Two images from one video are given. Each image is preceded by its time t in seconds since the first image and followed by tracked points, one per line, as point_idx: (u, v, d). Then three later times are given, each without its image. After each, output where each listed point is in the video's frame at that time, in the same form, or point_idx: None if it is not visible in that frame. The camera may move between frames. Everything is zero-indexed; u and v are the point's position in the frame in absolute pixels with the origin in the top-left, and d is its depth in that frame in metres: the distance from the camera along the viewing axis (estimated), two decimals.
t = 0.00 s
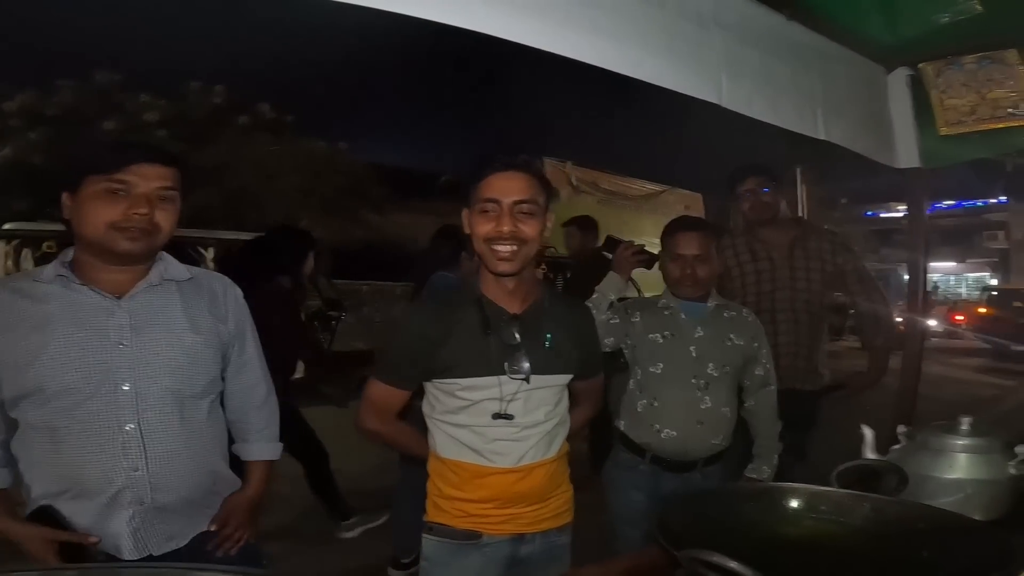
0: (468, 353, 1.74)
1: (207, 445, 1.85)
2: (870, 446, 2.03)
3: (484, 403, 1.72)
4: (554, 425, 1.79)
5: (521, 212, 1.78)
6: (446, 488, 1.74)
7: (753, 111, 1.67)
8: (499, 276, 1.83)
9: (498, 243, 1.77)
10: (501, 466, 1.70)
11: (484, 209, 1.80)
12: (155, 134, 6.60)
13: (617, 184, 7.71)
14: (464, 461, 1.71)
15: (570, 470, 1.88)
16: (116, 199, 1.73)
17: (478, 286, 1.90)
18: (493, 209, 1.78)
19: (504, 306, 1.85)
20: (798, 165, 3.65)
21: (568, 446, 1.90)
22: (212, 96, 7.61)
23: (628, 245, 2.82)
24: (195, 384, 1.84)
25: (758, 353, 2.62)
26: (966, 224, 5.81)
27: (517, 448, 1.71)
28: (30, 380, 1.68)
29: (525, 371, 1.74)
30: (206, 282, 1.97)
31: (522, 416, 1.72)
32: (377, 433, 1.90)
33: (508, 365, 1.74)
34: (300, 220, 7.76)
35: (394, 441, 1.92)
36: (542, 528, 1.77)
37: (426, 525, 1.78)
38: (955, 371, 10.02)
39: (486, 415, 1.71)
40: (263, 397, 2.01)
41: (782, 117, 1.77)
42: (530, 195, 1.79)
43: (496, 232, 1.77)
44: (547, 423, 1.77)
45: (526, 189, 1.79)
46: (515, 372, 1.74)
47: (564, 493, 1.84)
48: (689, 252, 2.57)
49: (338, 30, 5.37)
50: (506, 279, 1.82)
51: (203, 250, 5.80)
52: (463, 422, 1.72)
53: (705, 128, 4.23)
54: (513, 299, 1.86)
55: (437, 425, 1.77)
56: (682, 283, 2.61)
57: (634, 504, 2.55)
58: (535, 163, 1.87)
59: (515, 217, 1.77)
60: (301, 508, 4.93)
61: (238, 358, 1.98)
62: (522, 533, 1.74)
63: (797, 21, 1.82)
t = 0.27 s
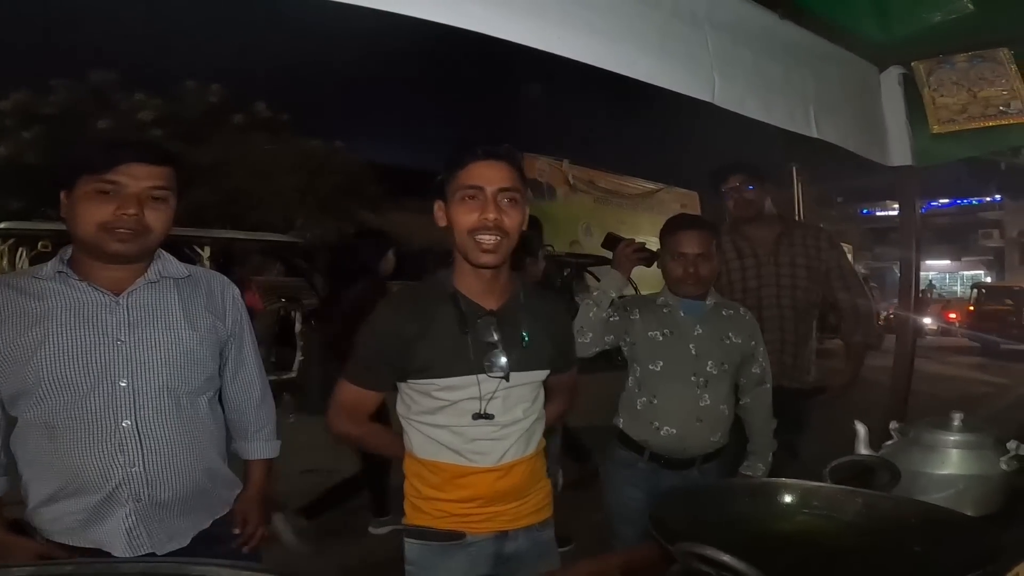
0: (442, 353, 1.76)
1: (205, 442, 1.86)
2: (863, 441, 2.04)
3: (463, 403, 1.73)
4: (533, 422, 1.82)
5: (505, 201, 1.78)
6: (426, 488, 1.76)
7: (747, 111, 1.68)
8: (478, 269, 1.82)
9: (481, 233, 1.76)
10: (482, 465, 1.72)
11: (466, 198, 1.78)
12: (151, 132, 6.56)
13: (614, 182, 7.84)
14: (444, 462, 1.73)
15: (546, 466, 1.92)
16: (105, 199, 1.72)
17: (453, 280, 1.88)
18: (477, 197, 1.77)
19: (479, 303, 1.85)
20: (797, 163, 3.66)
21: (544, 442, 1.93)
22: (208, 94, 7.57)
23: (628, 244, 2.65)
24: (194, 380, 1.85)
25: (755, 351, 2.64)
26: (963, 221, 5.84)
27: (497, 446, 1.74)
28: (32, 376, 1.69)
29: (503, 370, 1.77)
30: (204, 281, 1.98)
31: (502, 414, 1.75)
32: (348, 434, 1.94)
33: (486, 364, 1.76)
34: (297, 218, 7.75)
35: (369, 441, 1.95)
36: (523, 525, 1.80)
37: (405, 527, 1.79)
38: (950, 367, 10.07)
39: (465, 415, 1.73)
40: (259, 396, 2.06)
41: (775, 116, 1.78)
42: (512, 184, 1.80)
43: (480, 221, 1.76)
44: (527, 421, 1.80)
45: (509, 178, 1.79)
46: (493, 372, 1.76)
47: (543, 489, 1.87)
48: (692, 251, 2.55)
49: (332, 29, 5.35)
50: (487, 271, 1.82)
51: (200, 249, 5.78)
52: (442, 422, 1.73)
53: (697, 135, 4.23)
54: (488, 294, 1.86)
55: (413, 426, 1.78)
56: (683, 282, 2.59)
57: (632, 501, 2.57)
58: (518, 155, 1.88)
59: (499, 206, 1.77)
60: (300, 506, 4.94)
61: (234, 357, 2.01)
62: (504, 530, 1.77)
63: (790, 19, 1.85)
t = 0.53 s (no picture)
0: (411, 360, 1.74)
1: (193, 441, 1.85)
2: (846, 437, 2.07)
3: (435, 409, 1.73)
4: (501, 423, 1.86)
5: (474, 200, 1.81)
6: (398, 496, 1.75)
7: (733, 109, 1.70)
8: (442, 270, 1.83)
9: (450, 231, 1.79)
10: (455, 469, 1.74)
11: (434, 196, 1.80)
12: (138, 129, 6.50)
13: (605, 181, 7.90)
14: (415, 468, 1.73)
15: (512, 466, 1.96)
16: (99, 196, 1.71)
17: (415, 282, 1.88)
18: (447, 195, 1.80)
19: (444, 305, 1.85)
20: (784, 162, 3.69)
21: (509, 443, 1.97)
22: (195, 92, 7.51)
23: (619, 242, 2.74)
24: (181, 378, 1.84)
25: (743, 349, 2.66)
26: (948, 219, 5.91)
27: (469, 448, 1.76)
28: (19, 373, 1.68)
29: (474, 373, 1.79)
30: (190, 278, 1.96)
31: (473, 417, 1.78)
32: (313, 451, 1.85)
33: (456, 368, 1.77)
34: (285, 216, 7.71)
35: (331, 454, 1.87)
36: (496, 523, 1.84)
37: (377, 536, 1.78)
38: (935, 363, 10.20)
39: (437, 420, 1.74)
40: (248, 396, 2.05)
41: (760, 116, 1.80)
42: (481, 183, 1.84)
43: (450, 220, 1.79)
44: (496, 422, 1.83)
45: (478, 178, 1.83)
46: (463, 376, 1.77)
47: (511, 488, 1.91)
48: (686, 249, 2.57)
49: (322, 27, 5.33)
50: (452, 270, 1.83)
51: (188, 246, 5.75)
52: (413, 429, 1.73)
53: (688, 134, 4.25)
54: (451, 295, 1.87)
55: (383, 435, 1.76)
56: (678, 280, 2.60)
57: (623, 499, 2.58)
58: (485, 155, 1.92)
59: (468, 204, 1.80)
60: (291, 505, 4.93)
61: (223, 356, 2.00)
62: (477, 530, 1.80)
63: (779, 20, 1.87)
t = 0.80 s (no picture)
0: (392, 357, 1.79)
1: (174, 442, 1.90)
2: (810, 439, 2.11)
3: (418, 407, 1.78)
4: (485, 422, 1.89)
5: (457, 202, 1.86)
6: (386, 496, 1.78)
7: (703, 118, 1.75)
8: (425, 270, 1.87)
9: (433, 232, 1.83)
10: (439, 467, 1.78)
11: (419, 198, 1.84)
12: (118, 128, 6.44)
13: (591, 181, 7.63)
14: (401, 467, 1.77)
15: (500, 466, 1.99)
16: (99, 202, 1.75)
17: (396, 281, 1.91)
18: (431, 197, 1.84)
19: (425, 304, 1.89)
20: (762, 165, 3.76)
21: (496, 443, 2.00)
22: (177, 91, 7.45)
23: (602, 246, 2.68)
24: (161, 381, 1.89)
25: (721, 351, 2.72)
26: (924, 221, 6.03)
27: (453, 447, 1.80)
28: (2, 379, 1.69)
29: (455, 372, 1.84)
30: (165, 280, 2.00)
31: (455, 416, 1.81)
32: (297, 446, 1.96)
33: (438, 367, 1.82)
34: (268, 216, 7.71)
35: (316, 451, 1.97)
36: (482, 525, 1.86)
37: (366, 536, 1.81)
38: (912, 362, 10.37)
39: (420, 419, 1.78)
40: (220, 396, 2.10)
41: (729, 124, 1.87)
42: (464, 187, 1.88)
43: (433, 221, 1.83)
44: (480, 421, 1.87)
45: (462, 182, 1.88)
46: (445, 375, 1.82)
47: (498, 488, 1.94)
48: (668, 254, 2.63)
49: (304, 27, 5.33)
50: (434, 271, 1.87)
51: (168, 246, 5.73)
52: (398, 427, 1.77)
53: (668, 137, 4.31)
54: (433, 296, 1.91)
55: (368, 434, 1.80)
56: (657, 284, 2.66)
57: (603, 499, 2.62)
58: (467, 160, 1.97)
59: (452, 207, 1.84)
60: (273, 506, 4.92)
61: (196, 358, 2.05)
62: (464, 531, 1.83)
63: (754, 31, 1.92)
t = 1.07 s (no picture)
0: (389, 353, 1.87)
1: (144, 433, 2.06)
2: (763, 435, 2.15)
3: (411, 399, 1.83)
4: (479, 418, 1.91)
5: (462, 213, 1.90)
6: (382, 486, 1.82)
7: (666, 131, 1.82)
8: (427, 276, 1.92)
9: (439, 242, 1.87)
10: (433, 460, 1.80)
11: (425, 208, 1.88)
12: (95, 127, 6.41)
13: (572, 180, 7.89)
14: (396, 458, 1.80)
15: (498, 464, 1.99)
16: (82, 211, 1.84)
17: (402, 286, 1.97)
18: (437, 208, 1.88)
19: (427, 307, 1.94)
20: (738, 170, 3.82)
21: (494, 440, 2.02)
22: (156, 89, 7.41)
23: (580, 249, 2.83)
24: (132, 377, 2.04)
25: (693, 351, 2.77)
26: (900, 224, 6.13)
27: (446, 440, 1.82)
28: None
29: (448, 367, 1.88)
30: (128, 286, 2.16)
31: (448, 410, 1.85)
32: (304, 435, 2.03)
33: (432, 361, 1.87)
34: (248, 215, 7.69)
35: (320, 441, 2.05)
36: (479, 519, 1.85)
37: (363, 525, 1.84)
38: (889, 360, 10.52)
39: (413, 411, 1.83)
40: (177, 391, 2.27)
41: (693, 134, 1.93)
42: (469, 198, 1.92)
43: (439, 231, 1.87)
44: (473, 416, 1.89)
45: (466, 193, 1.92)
46: (438, 369, 1.87)
47: (495, 484, 1.93)
48: (643, 256, 2.68)
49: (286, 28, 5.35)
50: (436, 278, 1.92)
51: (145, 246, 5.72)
52: (392, 419, 1.82)
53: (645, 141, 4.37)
54: (434, 300, 1.96)
55: (366, 425, 1.86)
56: (633, 286, 2.71)
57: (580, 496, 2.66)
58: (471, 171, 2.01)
59: (457, 217, 1.89)
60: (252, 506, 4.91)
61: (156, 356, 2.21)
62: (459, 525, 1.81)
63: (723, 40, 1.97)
